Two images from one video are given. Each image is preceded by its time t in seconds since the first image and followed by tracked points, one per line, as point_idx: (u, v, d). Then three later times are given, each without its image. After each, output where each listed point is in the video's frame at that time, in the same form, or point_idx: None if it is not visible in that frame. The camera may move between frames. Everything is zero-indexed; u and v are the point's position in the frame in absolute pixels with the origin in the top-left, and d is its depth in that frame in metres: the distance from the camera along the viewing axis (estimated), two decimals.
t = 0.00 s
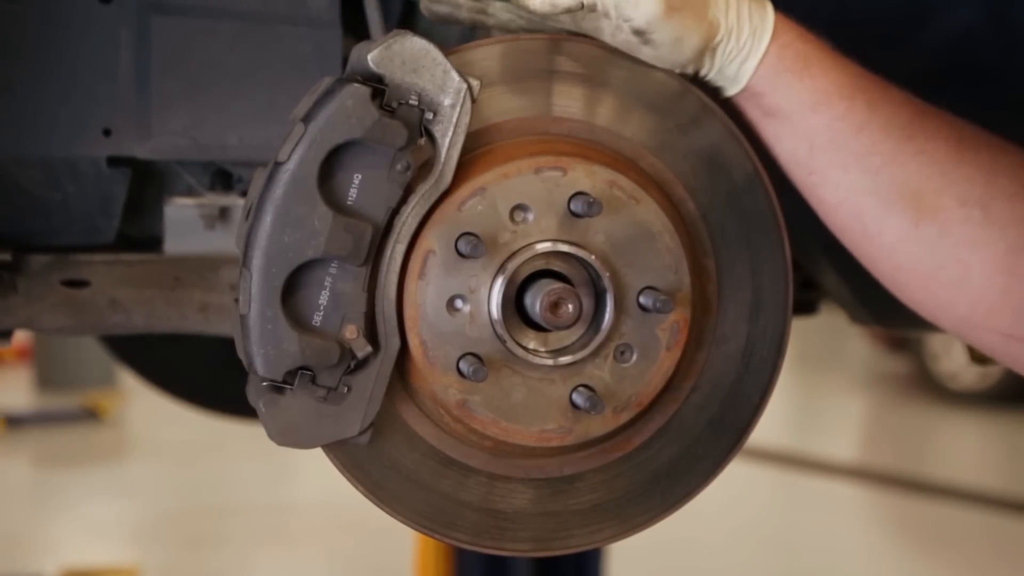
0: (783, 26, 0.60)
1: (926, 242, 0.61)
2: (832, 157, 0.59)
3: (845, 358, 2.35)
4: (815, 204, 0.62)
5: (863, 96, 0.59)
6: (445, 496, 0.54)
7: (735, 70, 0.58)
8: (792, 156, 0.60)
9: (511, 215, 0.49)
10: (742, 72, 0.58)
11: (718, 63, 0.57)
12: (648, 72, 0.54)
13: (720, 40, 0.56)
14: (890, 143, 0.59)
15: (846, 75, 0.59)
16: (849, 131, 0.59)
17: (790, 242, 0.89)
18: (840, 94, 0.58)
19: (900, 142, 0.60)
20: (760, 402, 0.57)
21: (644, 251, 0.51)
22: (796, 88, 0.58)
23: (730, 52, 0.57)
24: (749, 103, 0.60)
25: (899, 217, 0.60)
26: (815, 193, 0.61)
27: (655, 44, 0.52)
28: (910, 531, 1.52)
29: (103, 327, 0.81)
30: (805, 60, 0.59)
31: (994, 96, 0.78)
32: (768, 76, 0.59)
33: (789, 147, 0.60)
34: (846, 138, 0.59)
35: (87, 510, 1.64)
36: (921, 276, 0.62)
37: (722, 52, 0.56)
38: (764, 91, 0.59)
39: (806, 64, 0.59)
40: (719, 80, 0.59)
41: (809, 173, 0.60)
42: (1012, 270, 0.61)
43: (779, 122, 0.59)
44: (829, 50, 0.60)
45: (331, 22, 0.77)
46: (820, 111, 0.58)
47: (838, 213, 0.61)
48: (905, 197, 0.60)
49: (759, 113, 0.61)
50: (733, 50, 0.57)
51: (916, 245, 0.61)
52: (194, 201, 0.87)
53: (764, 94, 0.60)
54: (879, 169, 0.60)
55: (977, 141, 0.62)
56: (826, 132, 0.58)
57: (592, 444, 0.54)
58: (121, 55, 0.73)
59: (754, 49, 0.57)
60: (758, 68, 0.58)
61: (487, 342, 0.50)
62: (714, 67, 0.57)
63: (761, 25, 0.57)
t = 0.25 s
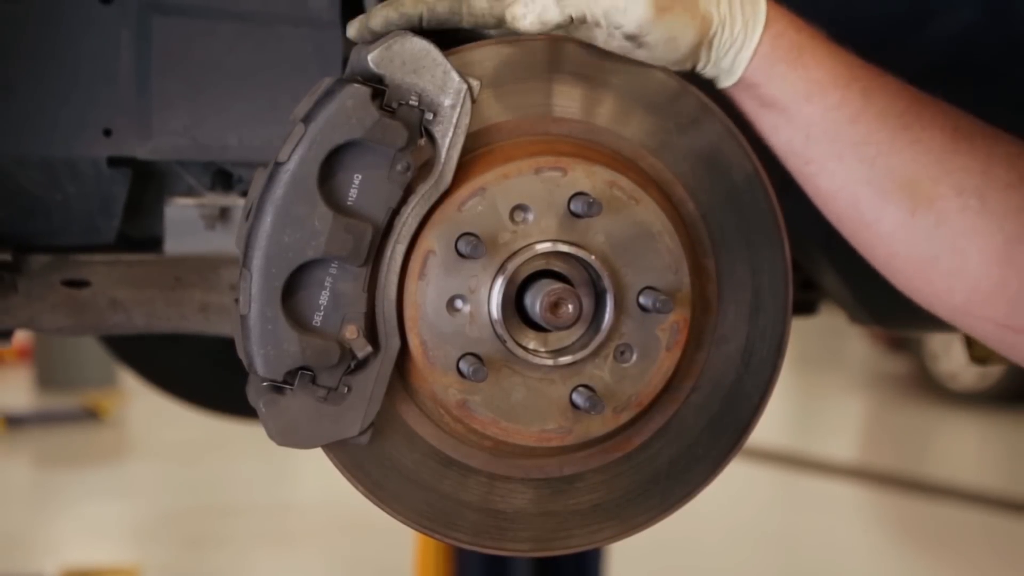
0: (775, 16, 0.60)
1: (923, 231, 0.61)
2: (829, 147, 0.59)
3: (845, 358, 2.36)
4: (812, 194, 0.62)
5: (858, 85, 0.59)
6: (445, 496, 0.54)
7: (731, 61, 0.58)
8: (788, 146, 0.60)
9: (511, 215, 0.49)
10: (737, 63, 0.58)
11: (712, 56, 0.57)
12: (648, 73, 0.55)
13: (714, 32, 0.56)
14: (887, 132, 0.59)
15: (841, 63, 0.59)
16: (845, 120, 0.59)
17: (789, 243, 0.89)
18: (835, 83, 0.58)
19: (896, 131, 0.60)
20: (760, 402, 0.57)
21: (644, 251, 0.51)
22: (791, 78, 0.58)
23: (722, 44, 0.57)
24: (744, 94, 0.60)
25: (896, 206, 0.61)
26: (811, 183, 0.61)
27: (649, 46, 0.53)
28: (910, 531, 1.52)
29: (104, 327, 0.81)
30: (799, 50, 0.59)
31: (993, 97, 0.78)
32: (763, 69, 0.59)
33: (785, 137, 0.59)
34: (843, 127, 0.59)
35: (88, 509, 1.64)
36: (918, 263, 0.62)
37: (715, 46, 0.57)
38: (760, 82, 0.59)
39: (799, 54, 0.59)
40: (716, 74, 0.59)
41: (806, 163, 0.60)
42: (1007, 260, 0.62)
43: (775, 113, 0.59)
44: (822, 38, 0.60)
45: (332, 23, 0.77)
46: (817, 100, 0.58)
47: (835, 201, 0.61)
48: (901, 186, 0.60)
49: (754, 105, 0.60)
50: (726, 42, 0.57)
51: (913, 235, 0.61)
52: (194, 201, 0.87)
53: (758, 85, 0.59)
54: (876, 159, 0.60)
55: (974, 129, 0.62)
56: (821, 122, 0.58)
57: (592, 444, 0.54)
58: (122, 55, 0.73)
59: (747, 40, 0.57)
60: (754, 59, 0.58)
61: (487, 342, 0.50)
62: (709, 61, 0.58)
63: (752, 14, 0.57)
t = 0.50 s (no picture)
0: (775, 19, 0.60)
1: (924, 231, 0.61)
2: (829, 147, 0.59)
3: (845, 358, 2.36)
4: (813, 195, 0.62)
5: (857, 85, 0.59)
6: (445, 496, 0.54)
7: (729, 62, 0.58)
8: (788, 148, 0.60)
9: (511, 216, 0.49)
10: (736, 64, 0.58)
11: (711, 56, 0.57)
12: (648, 73, 0.55)
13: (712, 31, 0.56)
14: (886, 132, 0.59)
15: (839, 64, 0.59)
16: (845, 121, 0.59)
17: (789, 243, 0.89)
18: (834, 82, 0.58)
19: (897, 131, 0.60)
20: (759, 402, 0.57)
21: (644, 252, 0.51)
22: (790, 78, 0.58)
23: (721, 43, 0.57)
24: (743, 96, 0.60)
25: (896, 206, 0.61)
26: (813, 185, 0.61)
27: (648, 41, 0.53)
28: (910, 531, 1.52)
29: (105, 328, 0.81)
30: (797, 51, 0.59)
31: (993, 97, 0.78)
32: (763, 70, 0.59)
33: (785, 139, 0.60)
34: (842, 127, 0.59)
35: (89, 509, 1.64)
36: (920, 263, 0.62)
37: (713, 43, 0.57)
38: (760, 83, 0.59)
39: (796, 55, 0.59)
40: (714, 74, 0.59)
41: (806, 164, 0.60)
42: (1007, 260, 0.62)
43: (775, 114, 0.59)
44: (821, 40, 0.60)
45: (332, 23, 0.77)
46: (816, 100, 0.58)
47: (837, 203, 0.61)
48: (902, 186, 0.60)
49: (754, 107, 0.60)
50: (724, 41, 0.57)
51: (914, 234, 0.61)
52: (195, 202, 0.88)
53: (757, 86, 0.60)
54: (876, 160, 0.60)
55: (974, 129, 0.63)
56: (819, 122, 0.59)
57: (592, 444, 0.54)
58: (122, 56, 0.73)
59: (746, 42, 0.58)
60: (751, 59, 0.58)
61: (487, 343, 0.50)
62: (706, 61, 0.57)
63: (750, 14, 0.58)
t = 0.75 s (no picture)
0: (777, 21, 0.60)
1: (926, 230, 0.61)
2: (830, 146, 0.59)
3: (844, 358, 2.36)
4: (815, 195, 0.62)
5: (859, 84, 0.59)
6: (445, 496, 0.54)
7: (730, 62, 0.58)
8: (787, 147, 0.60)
9: (511, 217, 0.49)
10: (737, 64, 0.58)
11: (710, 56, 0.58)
12: (648, 74, 0.55)
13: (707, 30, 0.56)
14: (888, 132, 0.59)
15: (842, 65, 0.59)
16: (846, 120, 0.59)
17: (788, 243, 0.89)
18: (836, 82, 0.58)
19: (899, 132, 0.60)
20: (759, 402, 0.57)
21: (644, 252, 0.51)
22: (791, 78, 0.59)
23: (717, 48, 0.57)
24: (744, 97, 0.60)
25: (899, 205, 0.61)
26: (814, 185, 0.61)
27: (648, 39, 0.53)
28: (909, 531, 1.52)
29: (105, 328, 0.81)
30: (798, 51, 0.59)
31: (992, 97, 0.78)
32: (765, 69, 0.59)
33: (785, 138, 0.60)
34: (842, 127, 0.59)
35: (89, 509, 1.64)
36: (923, 263, 0.62)
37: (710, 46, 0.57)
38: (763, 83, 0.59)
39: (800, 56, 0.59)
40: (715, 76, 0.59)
41: (808, 164, 0.60)
42: (1009, 260, 0.62)
43: (776, 114, 0.59)
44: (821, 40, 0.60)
45: (332, 24, 0.77)
46: (818, 99, 0.58)
47: (838, 203, 0.61)
48: (904, 186, 0.60)
49: (755, 107, 0.60)
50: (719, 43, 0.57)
51: (916, 234, 0.61)
52: (196, 203, 0.88)
53: (758, 86, 0.60)
54: (879, 160, 0.60)
55: (975, 128, 0.63)
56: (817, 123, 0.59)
57: (592, 444, 0.54)
58: (123, 57, 0.73)
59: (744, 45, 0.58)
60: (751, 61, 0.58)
61: (487, 343, 0.50)
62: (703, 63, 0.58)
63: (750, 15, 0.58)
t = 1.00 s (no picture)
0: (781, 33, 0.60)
1: (933, 241, 0.61)
2: (837, 160, 0.59)
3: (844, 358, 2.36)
4: (820, 204, 0.62)
5: (867, 98, 0.59)
6: (445, 496, 0.54)
7: (733, 75, 0.57)
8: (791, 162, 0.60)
9: (511, 217, 0.49)
10: (740, 78, 0.58)
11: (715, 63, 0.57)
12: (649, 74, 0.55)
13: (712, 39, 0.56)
14: (894, 144, 0.59)
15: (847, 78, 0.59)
16: (853, 133, 0.58)
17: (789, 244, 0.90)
18: (843, 95, 0.58)
19: (905, 144, 0.60)
20: (759, 402, 0.57)
21: (644, 252, 0.51)
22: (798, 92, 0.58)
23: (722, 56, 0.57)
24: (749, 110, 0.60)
25: (906, 216, 0.61)
26: (820, 197, 0.61)
27: (643, 52, 0.52)
28: (909, 531, 1.52)
29: (105, 328, 0.82)
30: (807, 64, 0.59)
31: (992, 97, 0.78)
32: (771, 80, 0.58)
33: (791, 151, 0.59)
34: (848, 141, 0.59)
35: (89, 510, 1.64)
36: (931, 274, 0.62)
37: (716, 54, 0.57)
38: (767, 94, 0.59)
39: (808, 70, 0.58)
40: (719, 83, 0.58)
41: (814, 177, 0.60)
42: (1017, 271, 0.61)
43: (781, 125, 0.59)
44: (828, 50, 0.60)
45: (332, 24, 0.77)
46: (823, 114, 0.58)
47: (845, 215, 0.61)
48: (913, 197, 0.60)
49: (759, 119, 0.60)
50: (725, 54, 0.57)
51: (923, 245, 0.61)
52: (196, 203, 0.88)
53: (764, 98, 0.59)
54: (884, 172, 0.60)
55: (981, 136, 0.62)
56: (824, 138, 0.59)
57: (592, 444, 0.55)
58: (123, 57, 0.73)
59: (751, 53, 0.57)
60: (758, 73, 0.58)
61: (487, 343, 0.50)
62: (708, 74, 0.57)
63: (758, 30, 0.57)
